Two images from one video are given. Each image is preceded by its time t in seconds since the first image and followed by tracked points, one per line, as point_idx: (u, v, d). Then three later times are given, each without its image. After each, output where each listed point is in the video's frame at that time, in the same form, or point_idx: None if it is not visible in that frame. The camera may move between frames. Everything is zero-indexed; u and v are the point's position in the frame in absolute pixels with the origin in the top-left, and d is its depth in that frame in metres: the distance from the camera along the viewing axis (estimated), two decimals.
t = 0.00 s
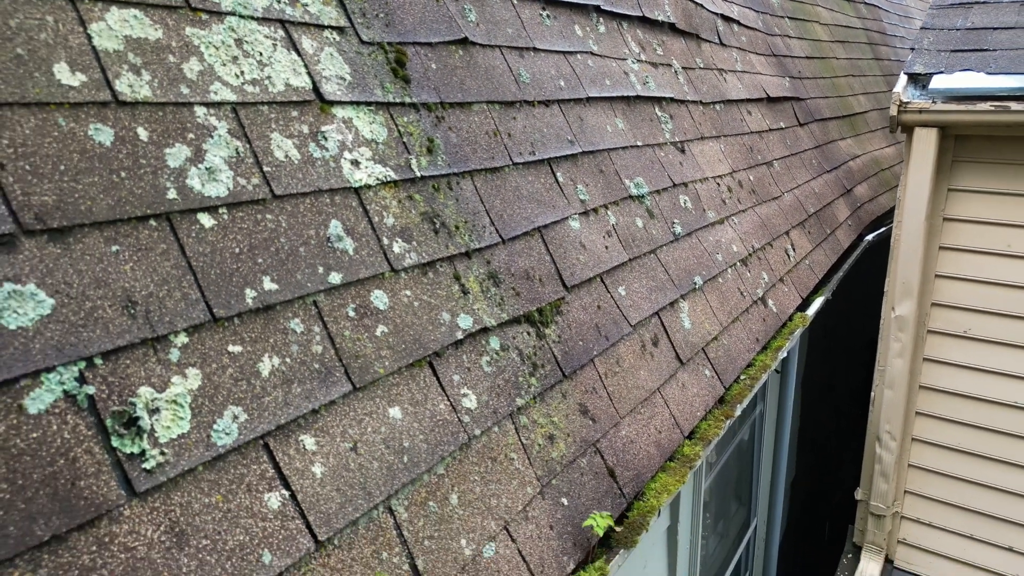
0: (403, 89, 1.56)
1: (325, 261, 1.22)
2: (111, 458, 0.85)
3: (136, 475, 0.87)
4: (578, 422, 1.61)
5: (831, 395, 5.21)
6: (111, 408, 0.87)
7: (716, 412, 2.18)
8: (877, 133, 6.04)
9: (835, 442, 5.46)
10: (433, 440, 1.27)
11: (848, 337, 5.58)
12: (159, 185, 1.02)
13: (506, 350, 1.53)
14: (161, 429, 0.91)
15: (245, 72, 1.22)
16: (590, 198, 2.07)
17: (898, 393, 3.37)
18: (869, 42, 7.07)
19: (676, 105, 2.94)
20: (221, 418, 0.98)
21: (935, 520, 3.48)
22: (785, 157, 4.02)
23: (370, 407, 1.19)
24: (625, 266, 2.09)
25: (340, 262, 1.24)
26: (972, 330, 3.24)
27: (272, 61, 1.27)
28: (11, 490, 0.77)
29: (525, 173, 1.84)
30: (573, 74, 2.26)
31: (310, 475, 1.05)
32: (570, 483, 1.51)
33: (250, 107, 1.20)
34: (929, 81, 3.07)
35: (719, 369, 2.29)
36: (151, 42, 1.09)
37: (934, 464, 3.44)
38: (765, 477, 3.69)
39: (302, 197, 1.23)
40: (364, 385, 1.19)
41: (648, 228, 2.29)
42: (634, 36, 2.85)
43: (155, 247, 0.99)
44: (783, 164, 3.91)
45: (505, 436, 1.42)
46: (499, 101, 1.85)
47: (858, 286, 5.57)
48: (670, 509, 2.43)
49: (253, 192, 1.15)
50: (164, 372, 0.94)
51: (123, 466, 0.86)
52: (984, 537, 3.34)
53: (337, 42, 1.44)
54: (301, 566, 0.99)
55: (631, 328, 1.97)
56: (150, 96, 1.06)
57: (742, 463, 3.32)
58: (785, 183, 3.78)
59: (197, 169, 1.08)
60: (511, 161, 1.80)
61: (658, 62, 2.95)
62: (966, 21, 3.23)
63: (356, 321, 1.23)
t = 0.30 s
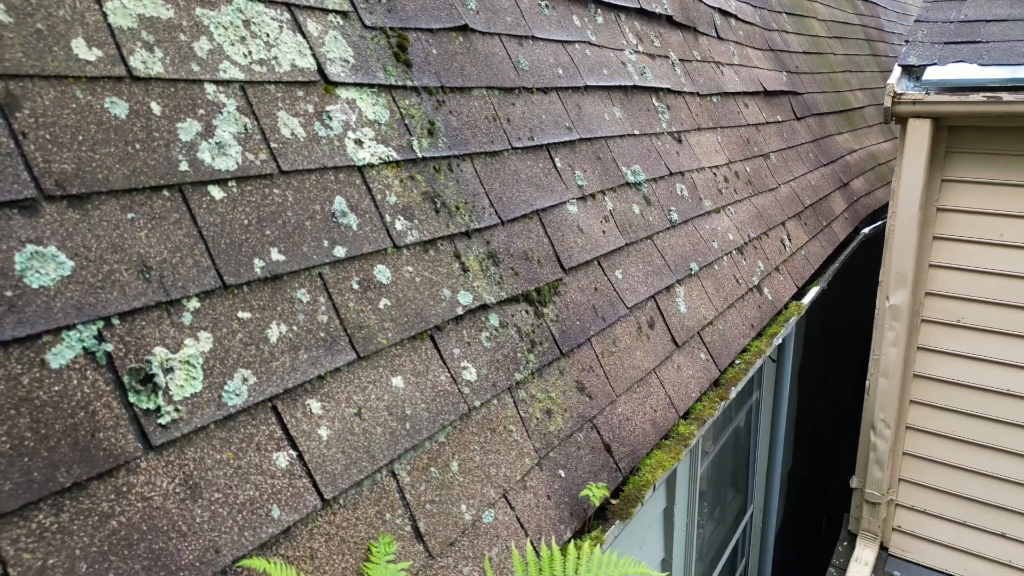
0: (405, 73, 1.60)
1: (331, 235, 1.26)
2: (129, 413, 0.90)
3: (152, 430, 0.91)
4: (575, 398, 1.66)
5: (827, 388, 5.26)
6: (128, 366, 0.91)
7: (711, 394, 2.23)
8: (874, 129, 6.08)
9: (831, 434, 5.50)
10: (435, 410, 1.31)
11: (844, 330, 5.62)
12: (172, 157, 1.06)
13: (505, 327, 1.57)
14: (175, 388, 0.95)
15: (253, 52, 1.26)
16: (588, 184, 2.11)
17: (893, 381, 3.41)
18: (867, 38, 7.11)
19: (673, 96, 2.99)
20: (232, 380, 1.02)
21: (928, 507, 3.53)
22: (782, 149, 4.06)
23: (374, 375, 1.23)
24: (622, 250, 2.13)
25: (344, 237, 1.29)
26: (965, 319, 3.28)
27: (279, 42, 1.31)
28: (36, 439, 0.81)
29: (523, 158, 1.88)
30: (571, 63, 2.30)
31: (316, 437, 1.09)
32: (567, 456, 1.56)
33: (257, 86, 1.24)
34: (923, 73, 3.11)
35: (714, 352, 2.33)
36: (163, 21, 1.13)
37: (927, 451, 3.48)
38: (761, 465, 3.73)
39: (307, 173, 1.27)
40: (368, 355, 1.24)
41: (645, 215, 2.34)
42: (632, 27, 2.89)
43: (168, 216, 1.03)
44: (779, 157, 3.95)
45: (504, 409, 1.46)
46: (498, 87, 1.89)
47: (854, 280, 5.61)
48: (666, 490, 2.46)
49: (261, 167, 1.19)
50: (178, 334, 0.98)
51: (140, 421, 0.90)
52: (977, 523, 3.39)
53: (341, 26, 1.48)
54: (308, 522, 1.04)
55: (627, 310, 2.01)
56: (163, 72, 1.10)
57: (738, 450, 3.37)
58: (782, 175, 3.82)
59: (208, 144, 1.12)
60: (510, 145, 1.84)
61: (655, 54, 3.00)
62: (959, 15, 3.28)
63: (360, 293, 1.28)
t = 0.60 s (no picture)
0: (405, 63, 1.63)
1: (332, 220, 1.29)
2: (137, 387, 0.92)
3: (160, 404, 0.93)
4: (573, 384, 1.69)
5: (825, 383, 5.28)
6: (136, 341, 0.94)
7: (707, 383, 2.25)
8: (872, 125, 6.11)
9: (828, 429, 5.53)
10: (435, 391, 1.34)
11: (841, 326, 5.65)
12: (178, 142, 1.09)
13: (503, 313, 1.60)
14: (182, 363, 0.98)
15: (256, 40, 1.28)
16: (585, 175, 2.14)
17: (889, 374, 3.43)
18: (865, 36, 7.14)
19: (671, 90, 3.01)
20: (236, 357, 1.05)
21: (924, 499, 3.56)
22: (779, 145, 4.08)
23: (375, 357, 1.26)
24: (620, 241, 2.16)
25: (346, 222, 1.31)
26: (961, 312, 3.31)
27: (282, 31, 1.34)
28: (48, 409, 0.84)
29: (522, 148, 1.90)
30: (569, 56, 2.33)
31: (319, 415, 1.12)
32: (565, 440, 1.59)
33: (261, 74, 1.27)
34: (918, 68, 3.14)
35: (710, 342, 2.36)
36: (168, 9, 1.16)
37: (923, 443, 3.52)
38: (759, 457, 3.76)
39: (309, 159, 1.29)
40: (370, 336, 1.26)
41: (642, 207, 2.36)
42: (629, 23, 2.92)
43: (175, 198, 1.06)
44: (777, 152, 3.98)
45: (503, 392, 1.49)
46: (497, 78, 1.92)
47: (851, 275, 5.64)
48: (663, 477, 2.47)
49: (264, 152, 1.22)
50: (184, 312, 1.01)
51: (148, 394, 0.93)
52: (972, 514, 3.43)
53: (342, 16, 1.51)
54: (311, 496, 1.06)
55: (625, 299, 2.04)
56: (169, 58, 1.12)
57: (735, 441, 3.39)
58: (779, 170, 3.85)
59: (213, 129, 1.15)
60: (508, 136, 1.86)
61: (653, 49, 3.02)
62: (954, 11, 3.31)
63: (361, 277, 1.30)
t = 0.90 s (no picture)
0: (403, 58, 1.64)
1: (331, 213, 1.30)
2: (138, 374, 0.93)
3: (160, 390, 0.95)
4: (569, 376, 1.70)
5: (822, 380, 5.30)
6: (137, 329, 0.95)
7: (704, 377, 2.27)
8: (870, 124, 6.12)
9: (826, 427, 5.54)
10: (432, 382, 1.35)
11: (839, 323, 5.67)
12: (178, 133, 1.10)
13: (500, 307, 1.61)
14: (182, 351, 0.99)
15: (255, 34, 1.30)
16: (583, 170, 2.15)
17: (886, 370, 3.44)
18: (863, 35, 7.15)
19: (668, 88, 3.02)
20: (235, 346, 1.06)
21: (921, 495, 3.58)
22: (777, 143, 4.09)
23: (373, 347, 1.27)
24: (617, 236, 2.17)
25: (344, 215, 1.32)
26: (958, 309, 3.32)
27: (281, 26, 1.35)
28: (50, 394, 0.85)
29: (519, 143, 1.92)
30: (567, 52, 2.34)
31: (317, 404, 1.13)
32: (561, 432, 1.60)
33: (260, 68, 1.28)
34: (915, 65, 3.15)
35: (707, 337, 2.37)
36: (168, 3, 1.17)
37: (920, 439, 3.53)
38: (756, 452, 3.78)
39: (308, 152, 1.31)
40: (367, 327, 1.28)
41: (639, 202, 2.38)
42: (627, 20, 2.94)
43: (175, 189, 1.07)
44: (774, 150, 3.99)
45: (500, 384, 1.50)
46: (495, 74, 1.93)
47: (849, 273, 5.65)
48: (660, 472, 2.48)
49: (263, 145, 1.23)
50: (184, 301, 1.02)
51: (148, 381, 0.94)
52: (969, 510, 3.44)
53: (340, 11, 1.52)
54: (310, 483, 1.08)
55: (622, 294, 2.05)
56: (169, 51, 1.14)
57: (733, 437, 3.41)
58: (777, 168, 3.86)
59: (212, 121, 1.16)
60: (506, 131, 1.88)
61: (651, 46, 3.04)
62: (951, 9, 3.33)
63: (359, 269, 1.32)
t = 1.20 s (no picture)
0: (401, 53, 1.64)
1: (328, 206, 1.30)
2: (134, 365, 0.93)
3: (156, 382, 0.95)
4: (567, 371, 1.70)
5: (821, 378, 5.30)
6: (133, 320, 0.95)
7: (702, 373, 2.27)
8: (869, 122, 6.12)
9: (825, 425, 5.54)
10: (429, 376, 1.35)
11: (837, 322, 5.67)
12: (175, 126, 1.10)
13: (498, 302, 1.61)
14: (178, 343, 0.99)
15: (253, 28, 1.30)
16: (581, 166, 2.16)
17: (884, 367, 3.44)
18: (863, 33, 7.15)
19: (667, 85, 3.02)
20: (232, 339, 1.06)
21: (920, 492, 3.58)
22: (776, 140, 4.09)
23: (370, 341, 1.27)
24: (615, 232, 2.17)
25: (342, 209, 1.32)
26: (956, 306, 3.32)
27: (278, 20, 1.35)
28: (46, 384, 0.85)
29: (518, 139, 1.92)
30: (565, 48, 2.34)
31: (314, 396, 1.13)
32: (559, 427, 1.60)
33: (257, 61, 1.28)
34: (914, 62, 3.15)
35: (706, 334, 2.37)
36: None
37: (919, 437, 3.53)
38: (755, 450, 3.78)
39: (305, 146, 1.31)
40: (365, 321, 1.28)
41: (638, 199, 2.38)
42: (626, 17, 2.94)
43: (172, 181, 1.07)
44: (774, 147, 3.99)
45: (498, 379, 1.50)
46: (493, 70, 1.93)
47: (848, 271, 5.65)
48: (659, 468, 2.48)
49: (261, 138, 1.23)
50: (181, 294, 1.02)
51: (145, 372, 0.94)
52: (968, 508, 3.44)
53: (338, 5, 1.52)
54: (306, 475, 1.08)
55: (620, 290, 2.05)
56: (166, 44, 1.14)
57: (732, 434, 3.41)
58: (776, 165, 3.86)
59: (209, 114, 1.16)
60: (504, 127, 1.88)
61: (650, 43, 3.04)
62: (950, 6, 3.33)
63: (357, 263, 1.32)
